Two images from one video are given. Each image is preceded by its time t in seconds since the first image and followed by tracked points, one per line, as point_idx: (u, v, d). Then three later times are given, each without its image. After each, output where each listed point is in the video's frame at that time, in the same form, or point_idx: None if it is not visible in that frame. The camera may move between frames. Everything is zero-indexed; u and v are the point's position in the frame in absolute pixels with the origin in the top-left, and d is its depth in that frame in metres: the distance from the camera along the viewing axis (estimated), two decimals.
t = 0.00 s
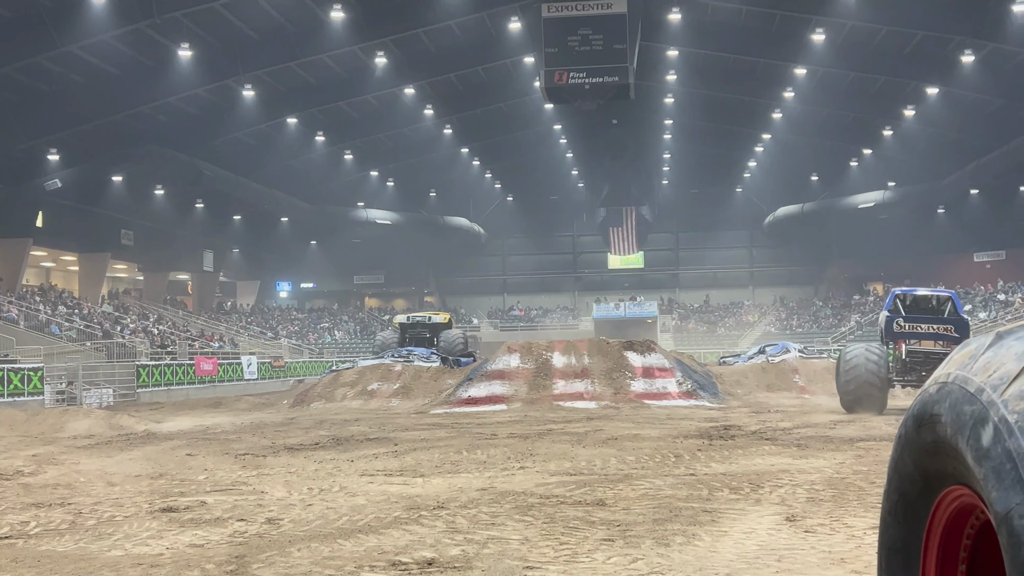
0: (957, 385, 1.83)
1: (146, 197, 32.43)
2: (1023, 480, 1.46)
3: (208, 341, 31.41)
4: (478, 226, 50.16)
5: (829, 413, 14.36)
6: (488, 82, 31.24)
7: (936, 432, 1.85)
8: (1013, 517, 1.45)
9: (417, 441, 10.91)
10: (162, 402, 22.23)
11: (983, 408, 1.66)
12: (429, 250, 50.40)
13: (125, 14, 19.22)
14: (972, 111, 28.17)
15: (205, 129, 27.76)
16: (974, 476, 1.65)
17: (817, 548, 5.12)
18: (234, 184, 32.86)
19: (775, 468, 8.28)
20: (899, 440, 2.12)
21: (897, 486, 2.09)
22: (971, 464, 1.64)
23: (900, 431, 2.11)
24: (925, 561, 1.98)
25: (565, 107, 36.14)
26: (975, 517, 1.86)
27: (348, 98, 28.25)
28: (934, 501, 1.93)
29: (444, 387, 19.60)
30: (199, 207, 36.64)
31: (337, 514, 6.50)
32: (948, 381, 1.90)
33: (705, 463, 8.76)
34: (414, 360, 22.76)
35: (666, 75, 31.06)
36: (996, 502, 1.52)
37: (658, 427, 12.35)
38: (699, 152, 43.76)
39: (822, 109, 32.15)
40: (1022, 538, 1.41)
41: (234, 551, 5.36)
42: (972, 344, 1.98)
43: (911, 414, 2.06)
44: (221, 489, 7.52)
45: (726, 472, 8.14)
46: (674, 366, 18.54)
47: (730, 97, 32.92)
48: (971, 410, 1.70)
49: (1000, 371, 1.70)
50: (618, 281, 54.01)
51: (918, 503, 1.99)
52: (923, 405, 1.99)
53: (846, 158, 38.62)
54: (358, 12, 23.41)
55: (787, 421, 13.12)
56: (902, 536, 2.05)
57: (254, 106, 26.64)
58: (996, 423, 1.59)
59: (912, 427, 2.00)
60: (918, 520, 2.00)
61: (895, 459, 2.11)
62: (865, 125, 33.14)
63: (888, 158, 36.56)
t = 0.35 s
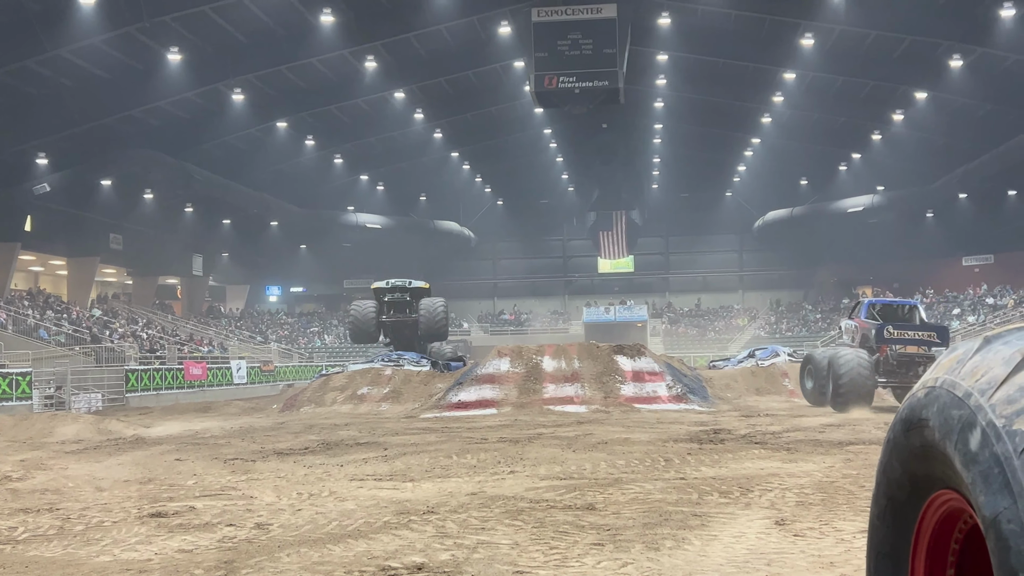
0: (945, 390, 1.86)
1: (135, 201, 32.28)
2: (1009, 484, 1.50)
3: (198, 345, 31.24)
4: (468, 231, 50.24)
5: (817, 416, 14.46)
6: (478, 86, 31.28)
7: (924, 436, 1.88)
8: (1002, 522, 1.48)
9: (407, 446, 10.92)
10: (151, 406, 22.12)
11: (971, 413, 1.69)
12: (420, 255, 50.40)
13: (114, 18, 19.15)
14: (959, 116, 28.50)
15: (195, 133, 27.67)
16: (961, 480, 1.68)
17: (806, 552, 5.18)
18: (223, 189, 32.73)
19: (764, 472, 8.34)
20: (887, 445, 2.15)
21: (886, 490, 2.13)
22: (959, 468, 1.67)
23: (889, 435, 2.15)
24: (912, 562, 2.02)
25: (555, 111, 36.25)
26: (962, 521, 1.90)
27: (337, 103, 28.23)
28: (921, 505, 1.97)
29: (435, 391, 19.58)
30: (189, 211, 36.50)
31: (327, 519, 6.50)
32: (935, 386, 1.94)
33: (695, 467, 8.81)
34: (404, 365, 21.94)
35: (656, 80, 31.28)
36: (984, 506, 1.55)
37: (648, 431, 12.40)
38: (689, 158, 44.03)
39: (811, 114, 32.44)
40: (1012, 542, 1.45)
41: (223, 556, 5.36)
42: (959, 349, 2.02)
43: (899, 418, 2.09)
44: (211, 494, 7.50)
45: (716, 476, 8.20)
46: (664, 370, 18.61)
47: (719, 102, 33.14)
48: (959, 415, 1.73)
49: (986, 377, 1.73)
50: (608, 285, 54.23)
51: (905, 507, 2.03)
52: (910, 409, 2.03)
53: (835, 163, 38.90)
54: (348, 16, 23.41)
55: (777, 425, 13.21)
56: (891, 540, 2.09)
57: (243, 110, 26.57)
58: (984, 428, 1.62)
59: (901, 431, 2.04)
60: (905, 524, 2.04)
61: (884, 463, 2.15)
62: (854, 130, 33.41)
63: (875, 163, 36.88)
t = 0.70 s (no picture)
0: (928, 395, 1.88)
1: (120, 206, 32.02)
2: (993, 487, 1.51)
3: (183, 351, 30.98)
4: (455, 236, 50.26)
5: (803, 421, 14.59)
6: (465, 91, 31.33)
7: (907, 442, 1.91)
8: (986, 528, 1.50)
9: (394, 451, 10.92)
10: (136, 412, 21.94)
11: (955, 418, 1.71)
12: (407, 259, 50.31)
13: (100, 22, 19.05)
14: (943, 122, 28.87)
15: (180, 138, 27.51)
16: (945, 485, 1.70)
17: (792, 557, 5.24)
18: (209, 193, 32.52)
19: (750, 477, 8.42)
20: (872, 450, 2.19)
21: (870, 496, 2.17)
22: (942, 474, 1.70)
23: (873, 440, 2.19)
24: (897, 565, 2.06)
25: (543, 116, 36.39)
26: (947, 527, 1.93)
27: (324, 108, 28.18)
28: (905, 509, 2.01)
29: (422, 396, 19.57)
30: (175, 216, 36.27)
31: (313, 525, 6.49)
32: (919, 391, 1.96)
33: (682, 471, 8.88)
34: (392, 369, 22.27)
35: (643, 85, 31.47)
36: (967, 512, 1.57)
37: (635, 436, 12.46)
38: (676, 163, 44.31)
39: (796, 119, 32.75)
40: (995, 547, 1.46)
41: (208, 563, 5.34)
42: (942, 355, 2.05)
43: (882, 424, 2.13)
44: (197, 501, 7.47)
45: (701, 481, 8.26)
46: (651, 375, 18.73)
47: (706, 107, 33.38)
48: (942, 421, 1.75)
49: (969, 383, 1.76)
50: (596, 290, 54.41)
51: (891, 512, 2.07)
52: (894, 415, 2.06)
53: (820, 168, 39.23)
54: (335, 20, 23.41)
55: (763, 429, 13.33)
56: (876, 546, 2.12)
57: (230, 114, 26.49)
58: (967, 434, 1.64)
59: (885, 436, 2.07)
60: (890, 529, 2.08)
61: (868, 468, 2.19)
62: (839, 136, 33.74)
63: (860, 169, 37.25)
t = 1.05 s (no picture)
0: (913, 399, 1.93)
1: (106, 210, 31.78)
2: (975, 491, 1.53)
3: (169, 356, 30.75)
4: (442, 240, 50.29)
5: (788, 424, 14.71)
6: (452, 95, 31.39)
7: (891, 445, 1.96)
8: (970, 531, 1.51)
9: (381, 456, 10.93)
10: (122, 418, 21.78)
11: (939, 421, 1.74)
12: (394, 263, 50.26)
13: (84, 26, 18.93)
14: (926, 127, 29.26)
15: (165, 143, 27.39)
16: (930, 488, 1.72)
17: (778, 561, 5.31)
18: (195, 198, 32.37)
19: (736, 481, 8.52)
20: (856, 455, 2.24)
21: (855, 499, 2.22)
22: (927, 477, 1.72)
23: (859, 444, 2.24)
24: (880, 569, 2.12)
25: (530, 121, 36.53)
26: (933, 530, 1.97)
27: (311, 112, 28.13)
28: (891, 513, 2.06)
29: (408, 401, 19.56)
30: (161, 221, 36.04)
31: (300, 530, 6.50)
32: (903, 396, 2.00)
33: (668, 475, 8.96)
34: (376, 376, 21.71)
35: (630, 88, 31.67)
36: (950, 515, 1.58)
37: (622, 440, 12.52)
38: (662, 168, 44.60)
39: (782, 124, 33.08)
40: (978, 551, 1.47)
41: (194, 569, 5.34)
42: (927, 360, 2.10)
43: (867, 428, 2.18)
44: (183, 506, 7.44)
45: (688, 485, 8.34)
46: (638, 379, 18.83)
47: (693, 112, 33.61)
48: (926, 425, 1.79)
49: (953, 386, 1.79)
50: (583, 294, 54.61)
51: (877, 515, 2.12)
52: (878, 419, 2.11)
53: (805, 171, 39.58)
54: (321, 24, 23.38)
55: (749, 433, 13.42)
56: (860, 550, 2.18)
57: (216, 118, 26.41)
58: (951, 437, 1.66)
59: (870, 439, 2.12)
60: (876, 532, 2.14)
61: (854, 472, 2.24)
62: (823, 140, 34.09)
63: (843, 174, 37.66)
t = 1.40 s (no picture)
0: (903, 402, 1.96)
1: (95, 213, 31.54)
2: (966, 493, 1.56)
3: (160, 358, 30.57)
4: (433, 242, 50.24)
5: (779, 425, 14.76)
6: (443, 97, 31.39)
7: (881, 447, 2.00)
8: (961, 533, 1.54)
9: (372, 459, 10.91)
10: (112, 421, 21.66)
11: (929, 425, 1.77)
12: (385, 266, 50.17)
13: (74, 28, 18.84)
14: (916, 128, 29.47)
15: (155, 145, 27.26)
16: (920, 490, 1.76)
17: (770, 562, 5.35)
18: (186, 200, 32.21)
19: (728, 482, 8.57)
20: (846, 457, 2.28)
21: (845, 502, 2.26)
22: (917, 479, 1.76)
23: (848, 446, 2.28)
24: (871, 570, 2.16)
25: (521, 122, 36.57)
26: (922, 532, 2.00)
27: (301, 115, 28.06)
28: (882, 514, 2.09)
29: (400, 403, 19.54)
30: (150, 223, 35.83)
31: (290, 534, 6.49)
32: (893, 398, 2.04)
33: (660, 477, 9.00)
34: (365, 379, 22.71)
35: (621, 90, 31.77)
36: (942, 517, 1.61)
37: (614, 442, 12.57)
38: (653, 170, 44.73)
39: (771, 126, 33.27)
40: (968, 552, 1.50)
41: (184, 573, 5.32)
42: (917, 362, 2.13)
43: (857, 431, 2.22)
44: (173, 510, 7.41)
45: (679, 486, 8.39)
46: (629, 380, 18.89)
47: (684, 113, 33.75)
48: (917, 426, 1.82)
49: (943, 389, 1.82)
50: (574, 296, 54.70)
51: (868, 517, 2.15)
52: (869, 422, 2.15)
53: (796, 173, 39.74)
54: (312, 27, 23.36)
55: (740, 434, 13.48)
56: (850, 551, 2.22)
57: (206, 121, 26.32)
58: (940, 440, 1.70)
59: (860, 442, 2.16)
60: (867, 534, 2.17)
61: (845, 474, 2.28)
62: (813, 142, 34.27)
63: (833, 176, 37.89)
